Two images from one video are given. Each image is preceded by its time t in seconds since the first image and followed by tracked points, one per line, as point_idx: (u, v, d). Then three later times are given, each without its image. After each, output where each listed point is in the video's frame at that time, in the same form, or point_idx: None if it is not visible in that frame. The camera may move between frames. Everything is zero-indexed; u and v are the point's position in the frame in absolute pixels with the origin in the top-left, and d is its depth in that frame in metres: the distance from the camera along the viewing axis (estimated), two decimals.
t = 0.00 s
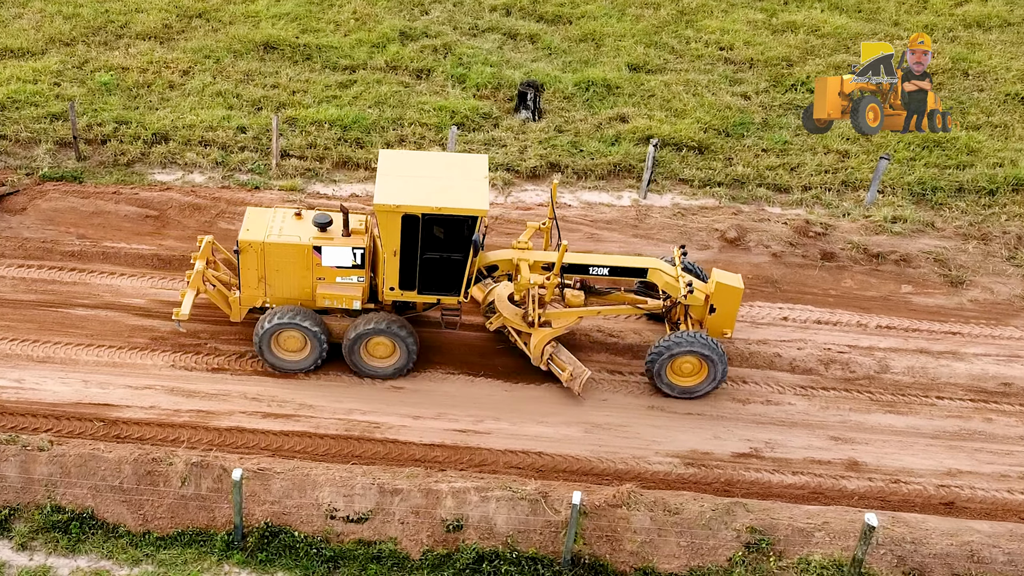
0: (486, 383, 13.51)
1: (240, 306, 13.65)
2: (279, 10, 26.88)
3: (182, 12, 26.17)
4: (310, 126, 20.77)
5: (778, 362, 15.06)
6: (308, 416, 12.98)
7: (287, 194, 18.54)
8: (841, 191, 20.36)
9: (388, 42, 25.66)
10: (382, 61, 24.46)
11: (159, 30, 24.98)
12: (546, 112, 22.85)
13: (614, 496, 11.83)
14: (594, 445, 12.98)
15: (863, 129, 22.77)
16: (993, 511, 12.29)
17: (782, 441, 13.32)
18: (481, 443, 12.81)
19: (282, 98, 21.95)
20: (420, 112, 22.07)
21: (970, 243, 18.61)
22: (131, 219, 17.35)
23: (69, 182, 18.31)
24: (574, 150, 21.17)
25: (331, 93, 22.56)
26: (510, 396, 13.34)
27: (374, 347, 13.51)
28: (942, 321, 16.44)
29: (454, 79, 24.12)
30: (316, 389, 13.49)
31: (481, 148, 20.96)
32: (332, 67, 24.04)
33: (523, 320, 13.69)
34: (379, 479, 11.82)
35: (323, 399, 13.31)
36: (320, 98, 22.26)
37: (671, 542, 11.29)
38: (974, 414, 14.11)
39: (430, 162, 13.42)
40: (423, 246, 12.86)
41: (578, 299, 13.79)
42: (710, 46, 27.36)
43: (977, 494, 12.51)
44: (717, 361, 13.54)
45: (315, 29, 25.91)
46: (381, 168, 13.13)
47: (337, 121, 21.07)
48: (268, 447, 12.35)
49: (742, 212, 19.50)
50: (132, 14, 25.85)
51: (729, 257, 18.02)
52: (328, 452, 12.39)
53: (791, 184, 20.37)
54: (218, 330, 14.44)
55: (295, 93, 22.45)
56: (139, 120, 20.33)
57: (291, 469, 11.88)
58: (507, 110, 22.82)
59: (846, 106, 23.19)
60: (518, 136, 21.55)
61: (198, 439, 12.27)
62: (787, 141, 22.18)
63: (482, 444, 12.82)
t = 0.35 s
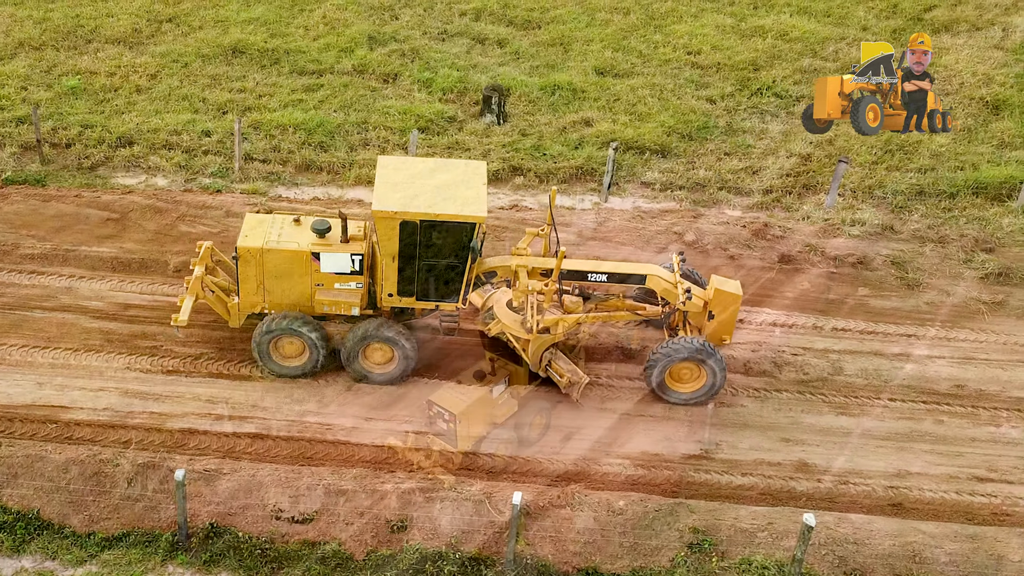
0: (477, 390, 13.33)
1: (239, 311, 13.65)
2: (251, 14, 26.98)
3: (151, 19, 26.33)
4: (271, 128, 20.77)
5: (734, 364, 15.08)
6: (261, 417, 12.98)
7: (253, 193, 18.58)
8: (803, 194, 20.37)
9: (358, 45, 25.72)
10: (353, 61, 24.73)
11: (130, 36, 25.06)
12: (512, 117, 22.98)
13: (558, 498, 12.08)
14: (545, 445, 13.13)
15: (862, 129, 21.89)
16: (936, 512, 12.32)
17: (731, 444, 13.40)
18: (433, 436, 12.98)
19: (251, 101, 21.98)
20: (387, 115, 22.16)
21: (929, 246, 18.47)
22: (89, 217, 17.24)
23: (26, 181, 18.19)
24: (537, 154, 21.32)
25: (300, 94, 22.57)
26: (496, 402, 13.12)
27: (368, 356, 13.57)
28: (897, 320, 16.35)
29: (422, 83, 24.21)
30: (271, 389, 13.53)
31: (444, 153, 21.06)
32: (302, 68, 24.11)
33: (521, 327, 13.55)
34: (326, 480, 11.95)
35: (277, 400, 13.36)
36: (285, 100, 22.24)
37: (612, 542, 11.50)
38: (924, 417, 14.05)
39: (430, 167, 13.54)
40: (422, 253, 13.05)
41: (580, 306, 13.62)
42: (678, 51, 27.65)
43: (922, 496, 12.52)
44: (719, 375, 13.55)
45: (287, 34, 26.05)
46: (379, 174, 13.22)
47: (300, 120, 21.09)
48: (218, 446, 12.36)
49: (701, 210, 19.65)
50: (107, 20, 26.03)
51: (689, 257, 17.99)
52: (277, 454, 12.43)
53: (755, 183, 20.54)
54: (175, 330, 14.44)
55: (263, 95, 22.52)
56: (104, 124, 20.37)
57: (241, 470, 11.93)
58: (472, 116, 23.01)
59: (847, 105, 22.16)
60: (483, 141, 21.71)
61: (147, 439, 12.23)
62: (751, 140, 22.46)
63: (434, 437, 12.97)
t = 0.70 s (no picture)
0: (476, 386, 10.96)
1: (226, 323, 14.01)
2: (255, 66, 28.25)
3: (155, 75, 27.57)
4: (260, 155, 21.09)
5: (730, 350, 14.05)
6: (225, 423, 12.08)
7: (233, 206, 18.44)
8: (794, 182, 19.53)
9: (353, 82, 26.37)
10: (346, 94, 25.36)
11: (135, 91, 26.21)
12: (495, 122, 22.65)
13: (529, 502, 10.94)
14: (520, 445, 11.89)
15: (862, 130, 21.35)
16: (951, 498, 10.54)
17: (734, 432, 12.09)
18: (427, 434, 11.14)
19: (244, 133, 22.50)
20: (374, 134, 22.20)
21: (931, 222, 17.06)
22: (70, 237, 17.38)
23: (13, 207, 18.53)
24: (514, 154, 20.78)
25: (292, 126, 23.04)
26: (495, 400, 11.34)
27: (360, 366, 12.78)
28: (903, 292, 14.80)
29: (411, 103, 24.26)
30: (230, 388, 12.76)
31: (423, 158, 20.62)
32: (298, 103, 24.73)
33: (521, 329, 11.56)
34: (293, 491, 11.07)
35: (233, 396, 12.53)
36: (276, 130, 22.69)
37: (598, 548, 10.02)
38: (939, 398, 12.31)
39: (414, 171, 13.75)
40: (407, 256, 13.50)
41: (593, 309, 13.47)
42: (666, 59, 27.57)
43: (933, 483, 10.77)
44: (744, 372, 12.83)
45: (287, 80, 27.01)
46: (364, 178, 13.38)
47: (290, 147, 21.54)
48: (168, 451, 11.64)
49: (687, 195, 18.87)
50: (121, 77, 27.53)
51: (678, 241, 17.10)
52: (239, 459, 11.46)
53: (745, 173, 19.95)
54: (143, 337, 14.06)
55: (256, 127, 23.03)
56: (102, 159, 21.11)
57: (190, 472, 11.21)
58: (456, 123, 22.73)
59: (847, 106, 21.67)
60: (465, 145, 21.27)
61: (100, 446, 11.70)
62: (737, 130, 21.94)
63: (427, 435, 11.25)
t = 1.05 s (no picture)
0: (473, 386, 10.91)
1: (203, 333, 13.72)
2: (243, 70, 28.03)
3: (142, 80, 27.34)
4: (245, 161, 20.84)
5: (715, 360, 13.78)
6: (197, 438, 11.80)
7: (215, 213, 18.19)
8: (783, 188, 19.32)
9: (341, 86, 26.15)
10: (334, 98, 25.14)
11: (121, 95, 25.97)
12: (483, 127, 22.43)
13: (508, 518, 10.69)
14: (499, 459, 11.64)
15: (862, 130, 21.69)
16: (939, 514, 10.30)
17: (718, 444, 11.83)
18: (423, 435, 11.09)
19: (229, 138, 22.26)
20: (361, 139, 21.95)
21: (921, 228, 16.86)
22: (48, 244, 17.11)
23: None
24: (502, 159, 20.55)
25: (278, 130, 22.80)
26: (491, 400, 11.30)
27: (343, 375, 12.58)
28: (892, 300, 14.58)
29: (398, 107, 24.03)
30: (205, 401, 12.49)
31: (409, 163, 20.37)
32: (285, 107, 24.49)
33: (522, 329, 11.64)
34: (266, 509, 10.81)
35: (208, 409, 12.26)
36: (262, 135, 22.45)
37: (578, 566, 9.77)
38: (928, 409, 12.10)
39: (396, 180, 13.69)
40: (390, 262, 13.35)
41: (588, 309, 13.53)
42: (657, 62, 27.37)
43: (920, 497, 10.55)
44: (729, 384, 12.55)
45: (274, 84, 26.78)
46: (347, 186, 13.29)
47: (275, 152, 21.29)
48: (140, 467, 11.37)
49: (675, 201, 18.66)
50: (107, 81, 27.28)
51: (665, 248, 16.85)
52: (211, 475, 11.19)
53: (734, 178, 19.74)
54: (118, 348, 13.78)
55: (241, 131, 22.79)
56: (84, 164, 20.84)
57: (161, 489, 10.94)
58: (444, 128, 22.50)
59: (847, 106, 22.00)
60: (452, 150, 21.03)
61: (70, 460, 11.42)
62: (727, 135, 21.75)
63: (423, 435, 11.19)
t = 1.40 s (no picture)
0: (469, 390, 10.84)
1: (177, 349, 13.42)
2: (229, 78, 27.82)
3: (127, 88, 27.12)
4: (227, 171, 20.59)
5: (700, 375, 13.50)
6: (168, 459, 11.49)
7: (196, 224, 17.93)
8: (772, 197, 19.10)
9: (327, 94, 25.95)
10: (320, 107, 24.93)
11: (105, 104, 25.72)
12: (469, 136, 22.21)
13: (485, 542, 10.40)
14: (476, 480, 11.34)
15: (862, 129, 21.92)
16: (926, 536, 10.03)
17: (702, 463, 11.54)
18: (419, 439, 10.98)
19: (212, 147, 22.01)
20: (346, 148, 21.71)
21: (911, 238, 16.64)
22: (25, 257, 16.80)
23: None
24: (488, 168, 20.32)
25: (263, 140, 22.55)
26: (488, 405, 11.24)
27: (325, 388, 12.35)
28: (881, 313, 14.34)
29: (385, 116, 23.82)
30: (177, 420, 12.18)
31: (394, 173, 20.13)
32: (270, 116, 24.27)
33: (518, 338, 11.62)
34: (236, 533, 10.49)
35: (180, 428, 11.96)
36: (246, 144, 22.21)
37: None
38: (916, 426, 11.84)
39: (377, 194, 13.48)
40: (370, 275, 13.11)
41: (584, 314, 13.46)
42: (646, 69, 27.18)
43: (907, 519, 10.27)
44: (713, 401, 12.29)
45: (260, 92, 26.56)
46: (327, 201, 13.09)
47: (259, 162, 21.04)
48: (108, 489, 11.05)
49: (663, 212, 18.44)
50: (91, 89, 27.03)
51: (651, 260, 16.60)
52: (180, 498, 10.88)
53: (722, 188, 19.52)
54: (91, 365, 13.47)
55: (226, 141, 22.54)
56: (65, 175, 20.55)
57: (129, 512, 10.63)
58: (430, 137, 22.28)
59: (847, 105, 22.22)
60: (437, 159, 20.80)
61: (35, 483, 11.10)
62: (716, 143, 21.54)
63: (419, 441, 11.06)
